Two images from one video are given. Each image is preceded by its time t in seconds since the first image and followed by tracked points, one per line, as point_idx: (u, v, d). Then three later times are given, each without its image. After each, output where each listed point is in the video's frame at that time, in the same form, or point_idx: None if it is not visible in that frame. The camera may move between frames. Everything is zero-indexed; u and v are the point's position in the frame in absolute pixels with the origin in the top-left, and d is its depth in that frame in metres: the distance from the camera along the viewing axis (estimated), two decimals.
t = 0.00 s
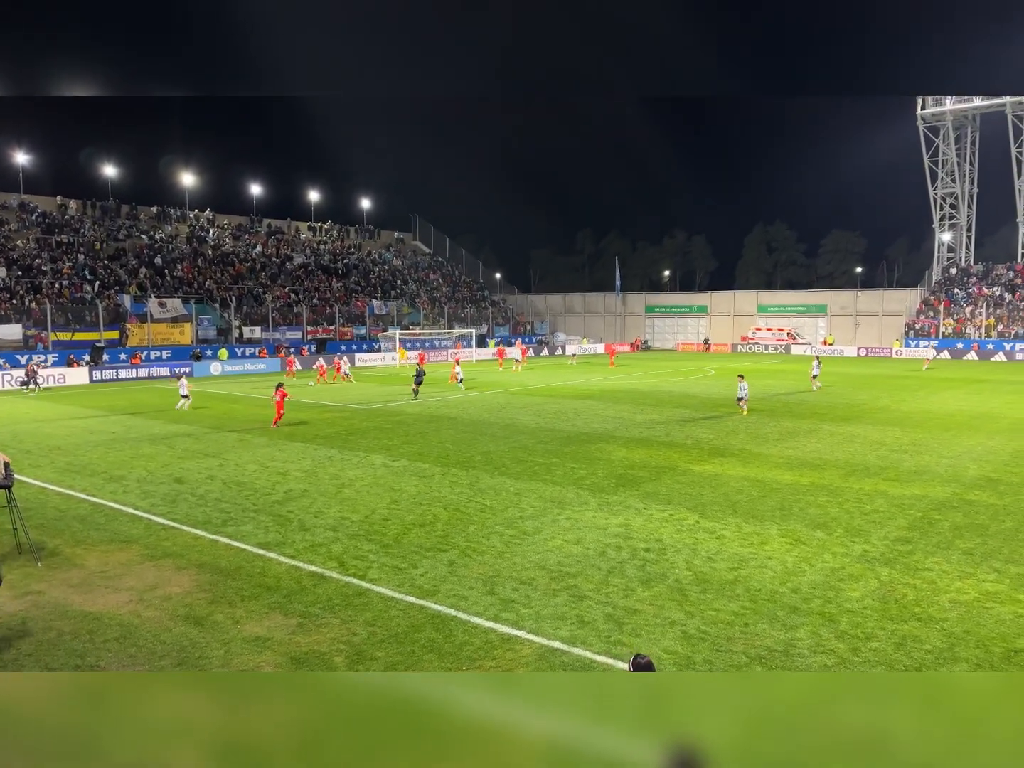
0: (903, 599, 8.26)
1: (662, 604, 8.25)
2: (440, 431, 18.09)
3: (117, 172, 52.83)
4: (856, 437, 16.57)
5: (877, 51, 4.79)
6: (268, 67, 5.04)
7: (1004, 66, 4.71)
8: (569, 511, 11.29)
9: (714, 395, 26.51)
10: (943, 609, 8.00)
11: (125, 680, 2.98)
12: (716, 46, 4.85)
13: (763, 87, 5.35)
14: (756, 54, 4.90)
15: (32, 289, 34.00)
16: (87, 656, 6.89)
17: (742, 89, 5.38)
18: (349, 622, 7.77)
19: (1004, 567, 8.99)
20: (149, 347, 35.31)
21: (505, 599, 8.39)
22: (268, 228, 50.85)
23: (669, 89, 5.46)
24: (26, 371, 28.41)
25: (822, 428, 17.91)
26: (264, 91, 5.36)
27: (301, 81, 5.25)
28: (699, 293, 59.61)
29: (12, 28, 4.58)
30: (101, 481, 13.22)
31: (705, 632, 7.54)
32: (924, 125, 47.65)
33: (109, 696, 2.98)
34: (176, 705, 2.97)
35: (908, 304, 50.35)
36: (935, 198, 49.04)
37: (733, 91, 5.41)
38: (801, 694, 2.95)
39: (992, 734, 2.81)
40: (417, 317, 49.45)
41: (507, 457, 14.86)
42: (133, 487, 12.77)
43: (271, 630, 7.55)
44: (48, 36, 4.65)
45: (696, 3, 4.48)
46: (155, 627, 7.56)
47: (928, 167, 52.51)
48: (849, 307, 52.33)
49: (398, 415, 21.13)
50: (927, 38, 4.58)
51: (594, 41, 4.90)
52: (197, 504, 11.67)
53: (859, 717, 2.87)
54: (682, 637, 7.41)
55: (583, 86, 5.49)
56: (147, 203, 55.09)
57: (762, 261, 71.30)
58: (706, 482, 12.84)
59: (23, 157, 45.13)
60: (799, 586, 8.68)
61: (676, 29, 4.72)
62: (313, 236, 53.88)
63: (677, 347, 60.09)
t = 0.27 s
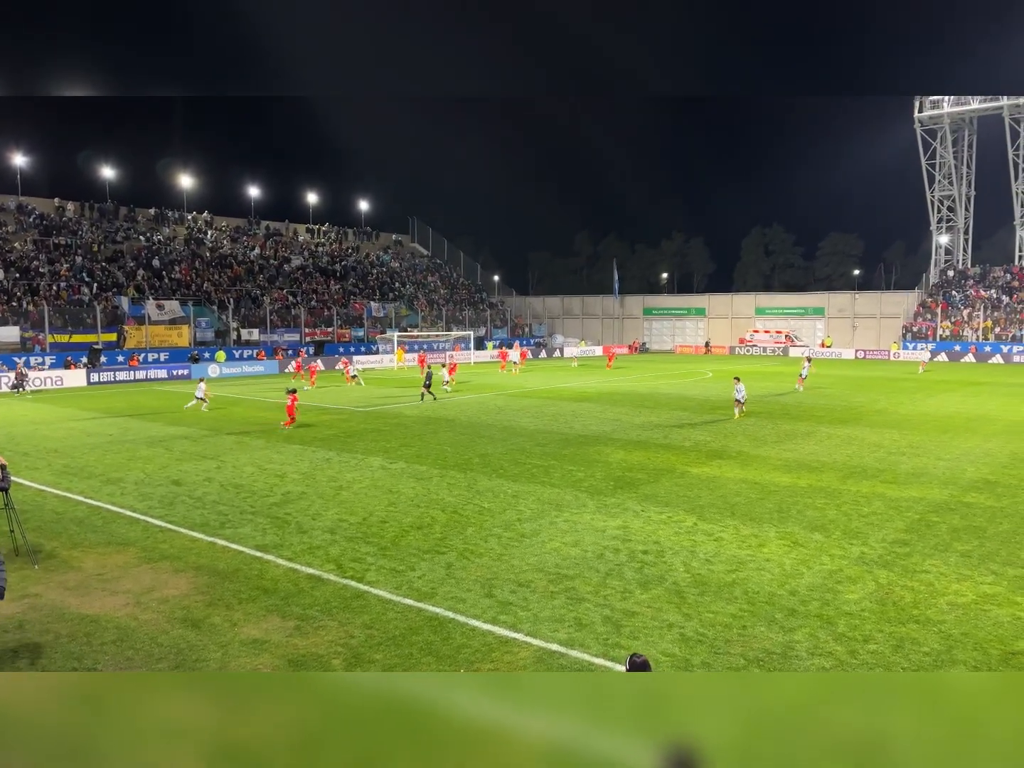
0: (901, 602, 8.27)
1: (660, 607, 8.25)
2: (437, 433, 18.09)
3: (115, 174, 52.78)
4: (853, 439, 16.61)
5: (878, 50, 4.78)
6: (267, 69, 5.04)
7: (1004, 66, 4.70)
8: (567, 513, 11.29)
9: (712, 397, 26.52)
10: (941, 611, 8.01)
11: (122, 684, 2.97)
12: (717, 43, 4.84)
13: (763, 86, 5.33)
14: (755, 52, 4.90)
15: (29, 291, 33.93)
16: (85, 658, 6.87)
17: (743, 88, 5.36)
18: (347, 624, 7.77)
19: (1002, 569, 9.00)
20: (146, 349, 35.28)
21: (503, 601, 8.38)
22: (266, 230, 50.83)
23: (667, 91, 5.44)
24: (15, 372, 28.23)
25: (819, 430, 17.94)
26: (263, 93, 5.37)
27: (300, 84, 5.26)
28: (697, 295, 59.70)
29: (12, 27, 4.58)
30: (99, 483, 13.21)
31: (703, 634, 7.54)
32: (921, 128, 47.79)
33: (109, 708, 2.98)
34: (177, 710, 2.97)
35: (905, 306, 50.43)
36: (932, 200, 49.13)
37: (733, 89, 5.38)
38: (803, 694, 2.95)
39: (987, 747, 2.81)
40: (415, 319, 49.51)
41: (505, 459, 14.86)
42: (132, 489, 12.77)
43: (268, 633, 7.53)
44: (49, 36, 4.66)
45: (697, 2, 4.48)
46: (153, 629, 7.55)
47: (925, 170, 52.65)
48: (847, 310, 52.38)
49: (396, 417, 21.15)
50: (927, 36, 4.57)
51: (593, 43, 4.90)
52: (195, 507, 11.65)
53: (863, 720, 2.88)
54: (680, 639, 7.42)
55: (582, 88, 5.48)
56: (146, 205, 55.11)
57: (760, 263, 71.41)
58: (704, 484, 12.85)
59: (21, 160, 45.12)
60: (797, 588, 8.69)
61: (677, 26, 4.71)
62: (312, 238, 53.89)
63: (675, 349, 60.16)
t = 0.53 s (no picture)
0: (899, 604, 8.28)
1: (658, 609, 8.26)
2: (436, 435, 18.09)
3: (113, 176, 52.74)
4: (851, 441, 16.63)
5: (878, 50, 4.79)
6: (267, 70, 5.03)
7: (1004, 67, 4.70)
8: (565, 515, 11.28)
9: (710, 399, 26.55)
10: (938, 613, 8.02)
11: (119, 685, 2.96)
12: (717, 42, 4.83)
13: (763, 86, 5.33)
14: (756, 50, 4.89)
15: (27, 292, 33.87)
16: (82, 661, 6.86)
17: (743, 88, 5.36)
18: (345, 627, 7.76)
19: (1000, 571, 9.00)
20: (144, 350, 35.24)
21: (501, 604, 8.38)
22: (265, 232, 50.84)
23: (667, 91, 5.43)
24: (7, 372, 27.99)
25: (817, 432, 17.95)
26: (263, 94, 5.37)
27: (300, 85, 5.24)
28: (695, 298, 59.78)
29: (12, 25, 4.58)
30: (97, 485, 13.19)
31: (701, 636, 7.55)
32: (919, 131, 47.91)
33: (104, 712, 2.97)
34: (176, 712, 2.96)
35: (903, 309, 50.50)
36: (930, 203, 49.21)
37: (734, 89, 5.37)
38: (802, 695, 2.93)
39: (984, 751, 2.82)
40: (414, 321, 49.68)
41: (503, 461, 14.86)
42: (129, 491, 12.76)
43: (266, 635, 7.53)
44: (49, 35, 4.65)
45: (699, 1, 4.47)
46: (150, 632, 7.53)
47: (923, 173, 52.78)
48: (845, 312, 52.42)
49: (394, 420, 21.14)
50: (927, 36, 4.57)
51: (594, 43, 4.89)
52: (193, 509, 11.64)
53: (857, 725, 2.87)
54: (679, 641, 7.43)
55: (581, 89, 5.46)
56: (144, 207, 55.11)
57: (758, 266, 71.51)
58: (702, 486, 12.85)
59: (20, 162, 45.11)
60: (795, 590, 8.69)
61: (677, 24, 4.70)
62: (310, 240, 53.91)
63: (673, 351, 60.20)
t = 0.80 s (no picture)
0: (897, 606, 8.28)
1: (656, 611, 8.26)
2: (434, 437, 18.08)
3: (112, 178, 52.74)
4: (850, 443, 16.62)
5: (878, 49, 4.76)
6: (266, 72, 5.04)
7: (1005, 68, 4.67)
8: (563, 518, 11.26)
9: (709, 401, 26.54)
10: (937, 616, 8.02)
11: (116, 687, 2.96)
12: (716, 42, 4.81)
13: (763, 87, 5.30)
14: (755, 50, 4.87)
15: (25, 294, 33.84)
16: (79, 663, 6.85)
17: (742, 89, 5.33)
18: (343, 629, 7.76)
19: (998, 574, 9.00)
20: (142, 352, 35.21)
21: (500, 605, 8.39)
22: (263, 234, 50.90)
23: (666, 93, 5.41)
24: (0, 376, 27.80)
25: (816, 434, 17.95)
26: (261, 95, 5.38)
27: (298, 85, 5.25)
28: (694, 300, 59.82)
29: (12, 25, 4.59)
30: (95, 487, 13.16)
31: (700, 638, 7.56)
32: (917, 133, 48.01)
33: (99, 714, 2.96)
34: (174, 714, 2.96)
35: (901, 311, 50.52)
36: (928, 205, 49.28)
37: (732, 90, 5.35)
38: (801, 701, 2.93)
39: (982, 750, 2.84)
40: (413, 324, 49.98)
41: (502, 463, 14.84)
42: (127, 493, 12.73)
43: (264, 637, 7.52)
44: (49, 35, 4.67)
45: None
46: (148, 634, 7.52)
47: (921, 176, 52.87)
48: (843, 314, 52.45)
49: (393, 422, 21.11)
50: (925, 34, 4.56)
51: (591, 43, 4.87)
52: (191, 511, 11.61)
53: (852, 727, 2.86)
54: (677, 644, 7.44)
55: (578, 91, 5.45)
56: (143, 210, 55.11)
57: (756, 268, 71.56)
58: (700, 488, 12.85)
59: (18, 163, 45.11)
60: (794, 593, 8.69)
61: (676, 24, 4.68)
62: (308, 242, 53.93)
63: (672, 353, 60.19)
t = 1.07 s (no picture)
0: (895, 609, 8.29)
1: (654, 613, 8.28)
2: (433, 439, 18.08)
3: (111, 180, 52.73)
4: (848, 446, 16.65)
5: (878, 50, 4.76)
6: (266, 74, 5.06)
7: (1005, 67, 4.65)
8: (562, 520, 11.25)
9: (708, 404, 26.55)
10: (935, 618, 8.04)
11: (110, 689, 2.92)
12: (716, 44, 4.82)
13: (763, 89, 5.31)
14: (756, 52, 4.87)
15: (23, 296, 33.82)
16: (76, 665, 6.84)
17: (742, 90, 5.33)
18: (341, 631, 7.76)
19: (996, 576, 9.01)
20: (141, 354, 35.18)
21: (498, 608, 8.39)
22: (262, 236, 50.91)
23: (665, 94, 5.41)
24: None
25: (815, 437, 17.98)
26: (261, 96, 5.38)
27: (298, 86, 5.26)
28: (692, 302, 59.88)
29: (13, 24, 4.60)
30: (93, 489, 13.15)
31: (698, 641, 7.59)
32: (915, 136, 48.12)
33: (98, 717, 2.94)
34: (169, 719, 2.93)
35: (899, 314, 50.56)
36: (926, 208, 49.36)
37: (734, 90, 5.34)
38: (795, 704, 2.82)
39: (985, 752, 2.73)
40: (411, 325, 50.12)
41: (500, 465, 14.85)
42: (125, 495, 12.72)
43: (262, 640, 7.51)
44: (49, 36, 4.68)
45: None
46: (145, 636, 7.51)
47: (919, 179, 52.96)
48: (841, 317, 52.54)
49: (392, 424, 21.12)
50: (926, 37, 4.57)
51: (590, 44, 4.87)
52: (190, 513, 11.60)
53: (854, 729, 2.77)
54: (675, 646, 7.46)
55: (578, 93, 5.46)
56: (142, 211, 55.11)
57: (754, 270, 71.63)
58: (699, 490, 12.86)
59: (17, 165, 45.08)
60: (792, 595, 8.70)
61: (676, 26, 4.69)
62: (307, 244, 53.93)
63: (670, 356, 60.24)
